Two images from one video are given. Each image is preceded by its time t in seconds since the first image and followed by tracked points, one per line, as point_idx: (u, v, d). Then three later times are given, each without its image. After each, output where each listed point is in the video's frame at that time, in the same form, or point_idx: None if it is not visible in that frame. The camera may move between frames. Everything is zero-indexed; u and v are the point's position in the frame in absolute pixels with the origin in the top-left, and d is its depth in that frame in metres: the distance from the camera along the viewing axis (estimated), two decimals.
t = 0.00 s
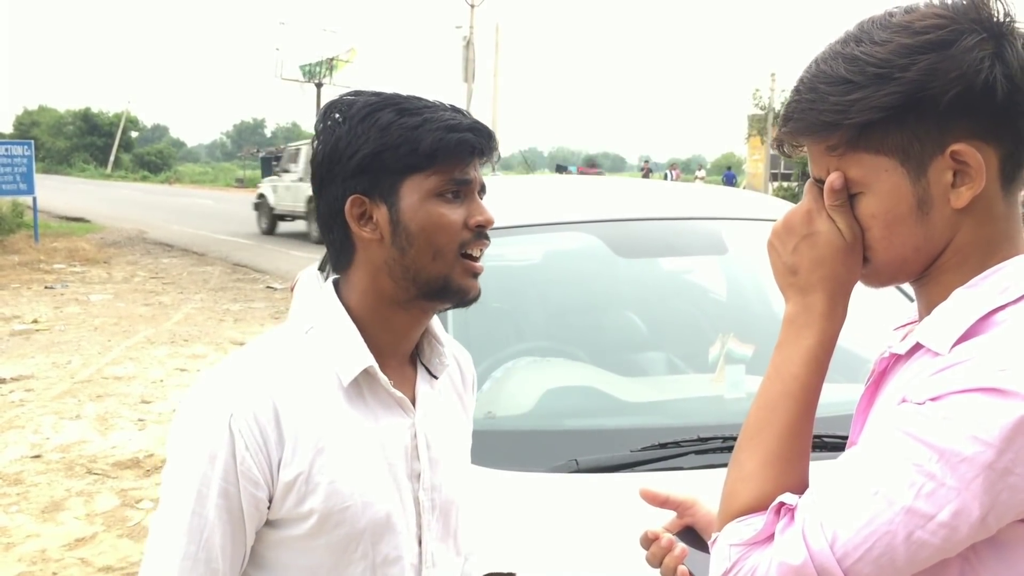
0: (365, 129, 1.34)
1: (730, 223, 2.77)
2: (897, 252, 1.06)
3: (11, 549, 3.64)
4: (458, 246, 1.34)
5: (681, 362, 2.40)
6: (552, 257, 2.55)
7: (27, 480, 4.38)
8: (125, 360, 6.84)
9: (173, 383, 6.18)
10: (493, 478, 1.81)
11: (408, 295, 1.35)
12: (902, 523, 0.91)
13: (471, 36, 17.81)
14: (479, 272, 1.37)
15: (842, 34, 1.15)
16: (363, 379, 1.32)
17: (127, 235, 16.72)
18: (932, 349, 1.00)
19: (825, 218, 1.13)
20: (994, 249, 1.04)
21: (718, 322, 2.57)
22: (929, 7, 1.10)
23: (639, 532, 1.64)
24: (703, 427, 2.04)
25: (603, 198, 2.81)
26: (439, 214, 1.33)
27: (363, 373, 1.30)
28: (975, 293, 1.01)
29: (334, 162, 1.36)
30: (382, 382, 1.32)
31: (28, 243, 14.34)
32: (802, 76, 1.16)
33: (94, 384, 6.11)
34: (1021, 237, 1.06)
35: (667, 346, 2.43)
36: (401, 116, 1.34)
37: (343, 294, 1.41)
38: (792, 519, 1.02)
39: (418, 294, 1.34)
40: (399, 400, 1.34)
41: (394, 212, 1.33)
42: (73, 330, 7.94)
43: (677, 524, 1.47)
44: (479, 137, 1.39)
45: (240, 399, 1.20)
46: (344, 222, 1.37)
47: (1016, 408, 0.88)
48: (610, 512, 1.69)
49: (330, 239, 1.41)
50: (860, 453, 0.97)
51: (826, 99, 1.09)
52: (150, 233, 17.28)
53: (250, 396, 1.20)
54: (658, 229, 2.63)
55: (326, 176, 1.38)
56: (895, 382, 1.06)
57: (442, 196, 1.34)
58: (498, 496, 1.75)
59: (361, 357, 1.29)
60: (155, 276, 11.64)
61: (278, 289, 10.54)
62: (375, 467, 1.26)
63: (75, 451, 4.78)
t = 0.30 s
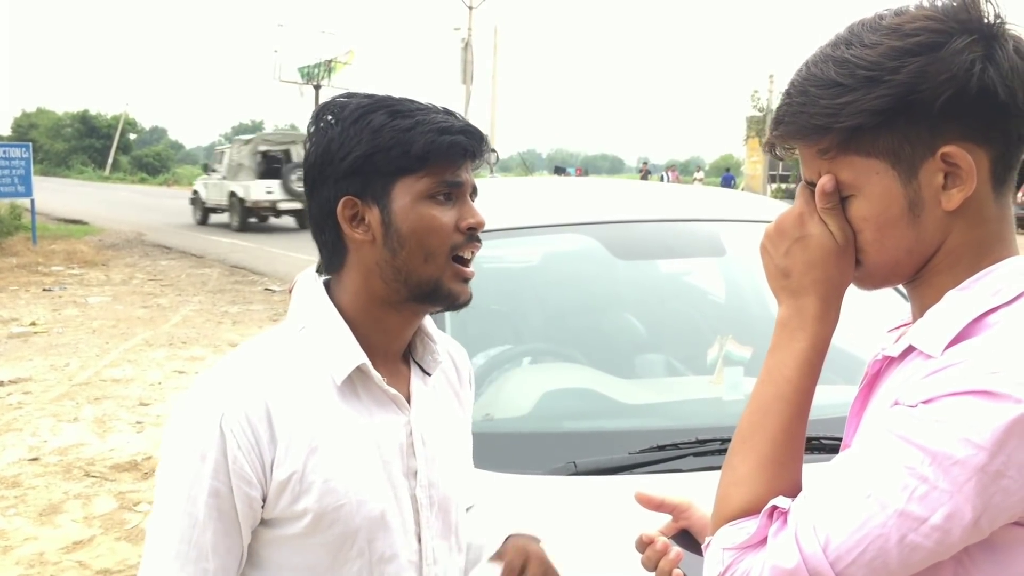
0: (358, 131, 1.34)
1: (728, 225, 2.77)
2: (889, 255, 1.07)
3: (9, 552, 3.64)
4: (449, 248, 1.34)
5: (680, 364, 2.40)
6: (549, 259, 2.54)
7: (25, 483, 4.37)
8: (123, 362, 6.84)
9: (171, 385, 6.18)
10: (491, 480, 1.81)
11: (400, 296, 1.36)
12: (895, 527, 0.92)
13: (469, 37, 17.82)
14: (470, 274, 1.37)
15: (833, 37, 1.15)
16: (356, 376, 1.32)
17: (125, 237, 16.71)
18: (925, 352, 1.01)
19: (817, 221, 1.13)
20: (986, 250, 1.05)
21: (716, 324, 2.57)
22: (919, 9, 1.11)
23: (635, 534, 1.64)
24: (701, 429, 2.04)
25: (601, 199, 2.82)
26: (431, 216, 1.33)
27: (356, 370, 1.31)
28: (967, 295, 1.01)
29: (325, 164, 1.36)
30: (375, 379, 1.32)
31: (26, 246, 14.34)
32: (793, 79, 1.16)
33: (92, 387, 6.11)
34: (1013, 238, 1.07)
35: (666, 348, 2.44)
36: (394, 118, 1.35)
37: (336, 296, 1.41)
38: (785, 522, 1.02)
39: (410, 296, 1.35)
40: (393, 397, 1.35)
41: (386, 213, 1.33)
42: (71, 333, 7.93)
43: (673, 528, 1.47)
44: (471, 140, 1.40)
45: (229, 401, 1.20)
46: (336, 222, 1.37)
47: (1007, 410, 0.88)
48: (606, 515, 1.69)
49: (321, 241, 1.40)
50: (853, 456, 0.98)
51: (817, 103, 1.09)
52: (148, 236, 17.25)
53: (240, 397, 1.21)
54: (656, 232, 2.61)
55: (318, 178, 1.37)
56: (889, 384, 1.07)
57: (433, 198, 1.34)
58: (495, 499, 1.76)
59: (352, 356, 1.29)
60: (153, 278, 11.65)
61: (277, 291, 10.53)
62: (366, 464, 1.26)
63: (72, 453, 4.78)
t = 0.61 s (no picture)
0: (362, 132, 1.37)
1: (725, 226, 2.78)
2: (882, 256, 1.07)
3: (7, 552, 3.64)
4: (434, 260, 1.32)
5: (678, 365, 2.40)
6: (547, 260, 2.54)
7: (23, 484, 4.38)
8: (121, 363, 6.84)
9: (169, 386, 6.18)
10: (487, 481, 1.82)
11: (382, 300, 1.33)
12: (886, 528, 0.92)
13: (469, 39, 17.82)
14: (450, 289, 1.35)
15: (825, 38, 1.16)
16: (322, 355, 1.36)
17: (124, 237, 16.71)
18: (917, 352, 1.01)
19: (809, 222, 1.12)
20: (978, 252, 1.06)
21: (714, 323, 2.57)
22: (911, 11, 1.11)
23: (631, 535, 1.65)
24: (699, 429, 2.05)
25: (599, 200, 2.82)
26: (421, 225, 1.32)
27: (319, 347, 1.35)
28: (959, 296, 1.02)
29: (325, 158, 1.39)
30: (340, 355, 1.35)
31: (24, 246, 14.34)
32: (786, 81, 1.17)
33: (90, 388, 6.11)
34: (1005, 240, 1.07)
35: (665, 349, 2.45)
36: (399, 125, 1.38)
37: (317, 292, 1.41)
38: (777, 523, 1.03)
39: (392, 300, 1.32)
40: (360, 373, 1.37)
41: (378, 216, 1.32)
42: (69, 334, 7.93)
43: (667, 529, 1.48)
44: (472, 157, 1.43)
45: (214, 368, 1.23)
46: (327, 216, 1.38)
47: (999, 411, 0.89)
48: (602, 516, 1.70)
49: (310, 233, 1.42)
50: (844, 458, 0.98)
51: (810, 104, 1.10)
52: (147, 236, 17.25)
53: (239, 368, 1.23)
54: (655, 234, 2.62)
55: (316, 170, 1.40)
56: (881, 385, 1.07)
57: (426, 208, 1.34)
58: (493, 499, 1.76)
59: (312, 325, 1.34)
60: (151, 279, 11.65)
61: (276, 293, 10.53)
62: (347, 430, 1.29)
63: (71, 454, 4.78)
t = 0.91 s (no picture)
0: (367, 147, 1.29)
1: (726, 226, 2.78)
2: (883, 255, 1.07)
3: (6, 550, 3.64)
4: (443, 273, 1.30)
5: (678, 364, 2.39)
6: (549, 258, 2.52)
7: (23, 481, 4.38)
8: (121, 361, 6.84)
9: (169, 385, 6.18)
10: (488, 480, 1.82)
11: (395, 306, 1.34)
12: (889, 526, 0.92)
13: (469, 37, 17.82)
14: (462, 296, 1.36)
15: (826, 37, 1.16)
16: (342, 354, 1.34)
17: (123, 235, 16.70)
18: (918, 351, 1.02)
19: (811, 221, 1.12)
20: (979, 252, 1.06)
21: (715, 322, 2.57)
22: (912, 10, 1.11)
23: (632, 534, 1.65)
24: (699, 429, 2.05)
25: (601, 199, 2.82)
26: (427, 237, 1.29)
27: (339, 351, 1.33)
28: (960, 295, 1.02)
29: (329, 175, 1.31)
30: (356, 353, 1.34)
31: (25, 244, 14.33)
32: (787, 80, 1.17)
33: (90, 386, 6.11)
34: (1006, 239, 1.07)
35: (666, 348, 2.44)
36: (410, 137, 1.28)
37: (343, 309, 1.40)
38: (778, 522, 1.03)
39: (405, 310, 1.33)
40: (378, 375, 1.36)
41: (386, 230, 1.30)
42: (69, 331, 7.93)
43: (668, 529, 1.48)
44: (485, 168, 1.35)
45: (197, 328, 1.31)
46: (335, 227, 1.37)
47: (1000, 409, 0.89)
48: (604, 516, 1.70)
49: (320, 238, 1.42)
50: (845, 457, 0.98)
51: (810, 104, 1.10)
52: (147, 234, 17.25)
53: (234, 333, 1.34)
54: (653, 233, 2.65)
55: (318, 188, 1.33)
56: (881, 384, 1.07)
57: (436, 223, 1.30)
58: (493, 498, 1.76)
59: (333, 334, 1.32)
60: (152, 277, 11.65)
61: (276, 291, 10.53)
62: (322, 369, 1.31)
63: (70, 452, 4.78)
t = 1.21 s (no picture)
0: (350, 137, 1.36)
1: (725, 222, 2.78)
2: (884, 252, 1.07)
3: (5, 547, 3.64)
4: (441, 253, 1.34)
5: (677, 362, 2.40)
6: (547, 253, 2.52)
7: (23, 478, 4.38)
8: (120, 358, 6.84)
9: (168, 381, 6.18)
10: (488, 477, 1.82)
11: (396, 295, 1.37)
12: (888, 523, 0.92)
13: (468, 34, 17.79)
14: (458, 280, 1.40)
15: (827, 33, 1.15)
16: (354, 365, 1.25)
17: (122, 232, 16.68)
18: (918, 348, 1.01)
19: (811, 218, 1.12)
20: (980, 248, 1.06)
21: (714, 319, 2.57)
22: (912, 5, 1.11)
23: (631, 531, 1.65)
24: (699, 425, 2.05)
25: (600, 196, 2.82)
26: (423, 219, 1.33)
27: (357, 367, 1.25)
28: (960, 291, 1.02)
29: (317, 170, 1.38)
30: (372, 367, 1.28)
31: (23, 241, 14.32)
32: (787, 76, 1.17)
33: (89, 382, 6.10)
34: (1007, 235, 1.07)
35: (665, 346, 2.44)
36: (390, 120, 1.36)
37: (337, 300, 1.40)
38: (778, 518, 1.03)
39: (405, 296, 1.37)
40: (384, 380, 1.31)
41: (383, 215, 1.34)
42: (68, 328, 7.92)
43: (668, 526, 1.48)
44: (463, 143, 1.41)
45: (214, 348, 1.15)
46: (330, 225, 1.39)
47: (1000, 405, 0.89)
48: (603, 513, 1.70)
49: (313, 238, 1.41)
50: (844, 453, 0.98)
51: (811, 100, 1.10)
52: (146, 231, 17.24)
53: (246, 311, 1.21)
54: (653, 229, 2.65)
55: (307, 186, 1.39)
56: (881, 380, 1.07)
57: (426, 202, 1.35)
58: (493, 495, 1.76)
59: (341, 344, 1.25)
60: (151, 273, 11.64)
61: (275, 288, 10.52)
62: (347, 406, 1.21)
63: (69, 448, 4.78)
